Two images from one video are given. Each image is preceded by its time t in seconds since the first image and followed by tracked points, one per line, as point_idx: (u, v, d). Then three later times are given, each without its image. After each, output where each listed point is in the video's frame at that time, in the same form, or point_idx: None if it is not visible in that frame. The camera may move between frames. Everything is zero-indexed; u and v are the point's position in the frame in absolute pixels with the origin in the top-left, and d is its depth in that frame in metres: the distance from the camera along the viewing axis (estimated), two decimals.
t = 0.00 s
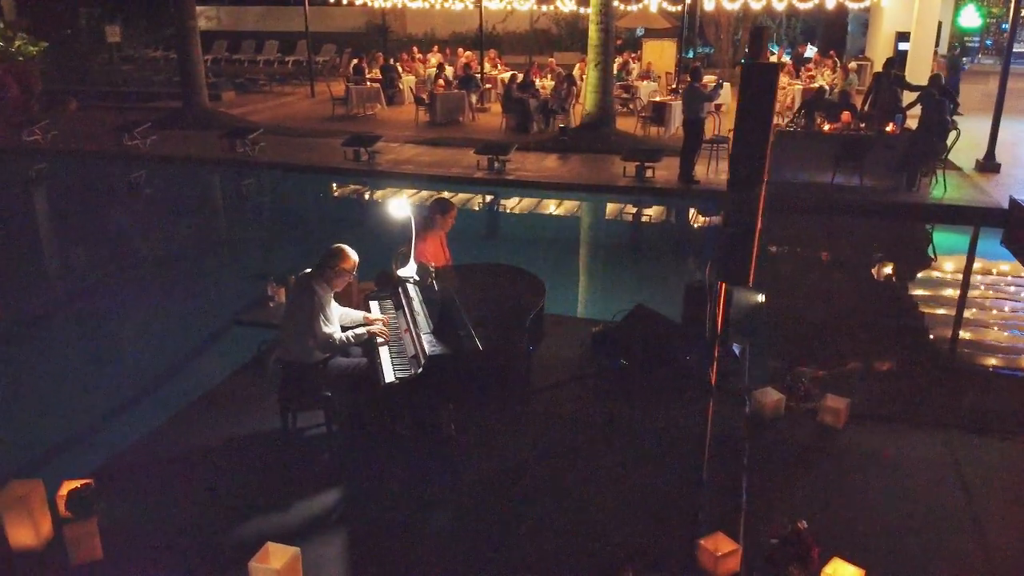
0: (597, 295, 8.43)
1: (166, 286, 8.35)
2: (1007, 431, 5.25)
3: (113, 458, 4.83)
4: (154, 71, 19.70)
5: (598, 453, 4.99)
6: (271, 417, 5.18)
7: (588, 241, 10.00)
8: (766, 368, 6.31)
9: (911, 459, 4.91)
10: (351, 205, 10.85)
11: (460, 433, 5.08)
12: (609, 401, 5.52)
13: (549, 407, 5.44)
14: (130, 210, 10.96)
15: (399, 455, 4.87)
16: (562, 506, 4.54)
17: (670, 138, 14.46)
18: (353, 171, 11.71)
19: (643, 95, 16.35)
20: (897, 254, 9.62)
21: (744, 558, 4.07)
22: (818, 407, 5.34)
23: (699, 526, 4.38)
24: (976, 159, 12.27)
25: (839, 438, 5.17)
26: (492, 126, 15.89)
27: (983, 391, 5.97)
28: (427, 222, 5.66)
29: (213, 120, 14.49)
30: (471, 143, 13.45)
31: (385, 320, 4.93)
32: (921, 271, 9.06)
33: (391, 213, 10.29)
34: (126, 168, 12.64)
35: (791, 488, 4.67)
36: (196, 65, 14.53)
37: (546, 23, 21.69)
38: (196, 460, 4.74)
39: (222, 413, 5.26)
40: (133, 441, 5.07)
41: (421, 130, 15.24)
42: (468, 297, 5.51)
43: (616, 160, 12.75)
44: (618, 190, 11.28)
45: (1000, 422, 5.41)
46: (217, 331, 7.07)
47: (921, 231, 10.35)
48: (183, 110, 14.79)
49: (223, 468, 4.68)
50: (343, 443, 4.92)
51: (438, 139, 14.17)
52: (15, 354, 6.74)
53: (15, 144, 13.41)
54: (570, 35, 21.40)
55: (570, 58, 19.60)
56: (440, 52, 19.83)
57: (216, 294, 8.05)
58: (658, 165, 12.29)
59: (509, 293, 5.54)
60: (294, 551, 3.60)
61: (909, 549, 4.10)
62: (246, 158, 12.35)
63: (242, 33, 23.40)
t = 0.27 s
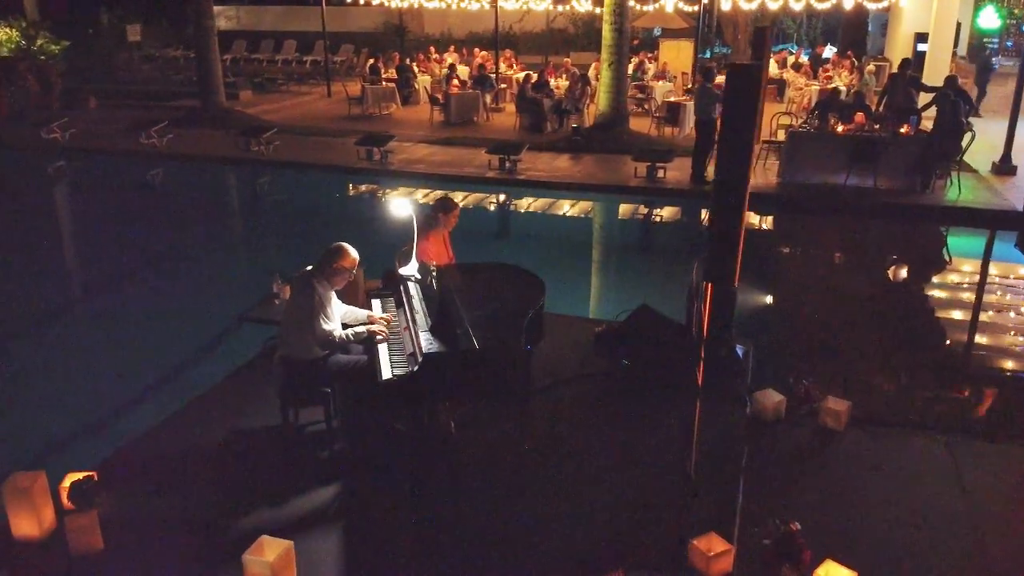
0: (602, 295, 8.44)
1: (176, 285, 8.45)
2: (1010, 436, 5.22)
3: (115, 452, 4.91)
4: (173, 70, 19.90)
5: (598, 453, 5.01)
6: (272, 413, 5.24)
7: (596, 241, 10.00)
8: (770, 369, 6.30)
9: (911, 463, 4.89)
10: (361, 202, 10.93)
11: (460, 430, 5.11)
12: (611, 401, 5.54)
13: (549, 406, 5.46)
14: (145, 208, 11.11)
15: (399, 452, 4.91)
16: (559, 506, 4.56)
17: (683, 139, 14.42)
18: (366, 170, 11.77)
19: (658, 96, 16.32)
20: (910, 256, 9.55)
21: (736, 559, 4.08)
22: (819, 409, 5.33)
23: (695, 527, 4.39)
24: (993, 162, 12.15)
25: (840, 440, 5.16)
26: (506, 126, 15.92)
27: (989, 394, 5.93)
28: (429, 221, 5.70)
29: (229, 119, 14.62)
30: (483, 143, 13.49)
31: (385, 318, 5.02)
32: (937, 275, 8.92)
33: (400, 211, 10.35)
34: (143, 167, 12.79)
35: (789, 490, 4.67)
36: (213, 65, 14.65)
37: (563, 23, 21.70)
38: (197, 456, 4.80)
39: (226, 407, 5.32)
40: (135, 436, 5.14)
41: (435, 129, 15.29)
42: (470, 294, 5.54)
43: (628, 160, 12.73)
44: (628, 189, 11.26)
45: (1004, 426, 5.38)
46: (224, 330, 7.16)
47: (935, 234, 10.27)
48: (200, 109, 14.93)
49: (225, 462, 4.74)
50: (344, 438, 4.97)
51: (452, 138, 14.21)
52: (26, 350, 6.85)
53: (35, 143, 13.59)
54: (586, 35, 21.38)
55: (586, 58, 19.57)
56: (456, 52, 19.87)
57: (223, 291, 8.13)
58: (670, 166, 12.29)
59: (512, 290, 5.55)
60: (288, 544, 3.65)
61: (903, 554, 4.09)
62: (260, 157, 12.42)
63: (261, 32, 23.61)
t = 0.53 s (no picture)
0: (613, 295, 8.43)
1: (189, 283, 8.54)
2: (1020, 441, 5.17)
3: (122, 445, 4.99)
4: (197, 70, 20.12)
5: (600, 453, 5.02)
6: (276, 407, 5.32)
7: (611, 242, 9.98)
8: (779, 369, 6.25)
9: (916, 466, 4.86)
10: (377, 201, 11.00)
11: (462, 429, 5.15)
12: (614, 401, 5.54)
13: (554, 403, 5.48)
14: (165, 206, 11.25)
15: (401, 449, 4.95)
16: (559, 504, 4.58)
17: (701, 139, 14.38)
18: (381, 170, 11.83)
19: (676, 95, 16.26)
20: (927, 257, 9.45)
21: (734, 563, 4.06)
22: (824, 412, 5.30)
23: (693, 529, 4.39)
24: (1015, 163, 12.00)
25: (844, 444, 5.13)
26: (523, 126, 15.93)
27: (1001, 397, 5.86)
28: (435, 220, 5.73)
29: (249, 118, 14.75)
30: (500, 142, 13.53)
31: (388, 316, 5.06)
32: (959, 278, 8.82)
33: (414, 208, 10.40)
34: (164, 166, 12.96)
35: (790, 494, 4.65)
36: (233, 65, 14.79)
37: (583, 23, 21.66)
38: (203, 449, 4.88)
39: (233, 402, 5.39)
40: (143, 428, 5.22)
41: (452, 129, 15.33)
42: (476, 291, 5.57)
43: (643, 161, 12.70)
44: (644, 189, 11.25)
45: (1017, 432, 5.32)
46: (235, 328, 7.26)
47: (954, 236, 10.15)
48: (221, 108, 15.07)
49: (229, 457, 4.80)
50: (347, 435, 5.02)
51: (469, 138, 14.25)
52: (44, 346, 6.98)
53: (60, 141, 13.81)
54: (606, 35, 21.32)
55: (605, 58, 19.55)
56: (475, 52, 19.90)
57: (237, 291, 8.24)
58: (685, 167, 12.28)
59: (517, 288, 5.56)
60: (284, 537, 3.69)
61: (903, 560, 4.07)
62: (277, 156, 12.52)
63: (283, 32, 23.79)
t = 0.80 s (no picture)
0: (628, 297, 8.41)
1: (206, 280, 8.65)
2: None
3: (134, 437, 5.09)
4: (224, 69, 20.39)
5: (605, 452, 5.03)
6: (285, 402, 5.39)
7: (629, 243, 9.96)
8: (790, 373, 6.21)
9: (925, 472, 4.80)
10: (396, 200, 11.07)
11: (470, 425, 5.19)
12: (622, 400, 5.56)
13: (560, 402, 5.49)
14: (188, 203, 11.43)
15: (407, 443, 5.01)
16: (560, 502, 4.59)
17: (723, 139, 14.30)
18: (400, 169, 11.91)
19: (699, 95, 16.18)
20: (949, 261, 9.32)
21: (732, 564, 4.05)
22: (833, 414, 5.27)
23: (694, 530, 4.39)
24: None
25: (853, 447, 5.10)
26: (545, 126, 15.96)
27: (1017, 405, 5.78)
28: (446, 219, 5.80)
29: (273, 117, 14.93)
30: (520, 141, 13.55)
31: (397, 312, 5.10)
32: (982, 283, 8.68)
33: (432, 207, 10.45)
34: (189, 163, 13.15)
35: (794, 496, 4.64)
36: (258, 64, 14.97)
37: (607, 23, 21.62)
38: (212, 442, 4.96)
39: (246, 396, 5.49)
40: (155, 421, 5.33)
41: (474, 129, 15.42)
42: (485, 289, 5.59)
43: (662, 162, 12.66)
44: (662, 190, 11.21)
45: None
46: (250, 326, 7.37)
47: (978, 240, 10.00)
48: (246, 106, 15.27)
49: (239, 450, 4.89)
50: (354, 429, 5.08)
51: (490, 138, 14.30)
52: (65, 340, 7.14)
53: (89, 139, 14.08)
54: (631, 35, 21.26)
55: (629, 58, 19.51)
56: (499, 52, 19.94)
57: (254, 289, 8.35)
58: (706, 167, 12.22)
59: (525, 288, 5.60)
60: (285, 530, 3.75)
61: (904, 566, 4.03)
62: (298, 154, 12.65)
63: (310, 32, 23.99)
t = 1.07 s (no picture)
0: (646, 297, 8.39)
1: (228, 277, 8.79)
2: None
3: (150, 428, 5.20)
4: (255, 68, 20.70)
5: (611, 451, 5.04)
6: (298, 396, 5.47)
7: (649, 243, 9.92)
8: (805, 374, 6.15)
9: (936, 476, 4.74)
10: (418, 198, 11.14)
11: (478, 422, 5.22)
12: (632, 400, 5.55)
13: (570, 401, 5.50)
14: (214, 200, 11.62)
15: (416, 439, 5.05)
16: (565, 499, 4.61)
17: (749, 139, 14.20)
18: (422, 168, 11.99)
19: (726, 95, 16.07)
20: (975, 263, 9.16)
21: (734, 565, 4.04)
22: (844, 417, 5.22)
23: (698, 531, 4.37)
24: None
25: (863, 451, 5.05)
26: (571, 126, 15.96)
27: None
28: (460, 217, 5.84)
29: (301, 115, 15.11)
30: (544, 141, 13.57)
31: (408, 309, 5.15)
32: (1008, 286, 8.52)
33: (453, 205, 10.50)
34: (217, 161, 13.36)
35: (801, 499, 4.60)
36: (287, 63, 15.15)
37: (636, 23, 21.53)
38: (224, 434, 5.05)
39: (259, 388, 5.58)
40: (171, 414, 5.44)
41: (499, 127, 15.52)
42: (496, 287, 5.62)
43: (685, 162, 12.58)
44: (684, 190, 11.16)
45: None
46: (268, 322, 7.48)
47: (1007, 242, 9.81)
48: (275, 105, 15.48)
49: (250, 441, 4.97)
50: (364, 424, 5.13)
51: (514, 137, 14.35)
52: (89, 335, 7.31)
53: (121, 137, 14.41)
54: (659, 35, 21.15)
55: (657, 58, 19.44)
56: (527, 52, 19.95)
57: (274, 286, 8.47)
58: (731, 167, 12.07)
59: (537, 284, 5.61)
60: (290, 519, 3.80)
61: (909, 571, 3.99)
62: (323, 153, 12.78)
63: (341, 32, 24.20)
